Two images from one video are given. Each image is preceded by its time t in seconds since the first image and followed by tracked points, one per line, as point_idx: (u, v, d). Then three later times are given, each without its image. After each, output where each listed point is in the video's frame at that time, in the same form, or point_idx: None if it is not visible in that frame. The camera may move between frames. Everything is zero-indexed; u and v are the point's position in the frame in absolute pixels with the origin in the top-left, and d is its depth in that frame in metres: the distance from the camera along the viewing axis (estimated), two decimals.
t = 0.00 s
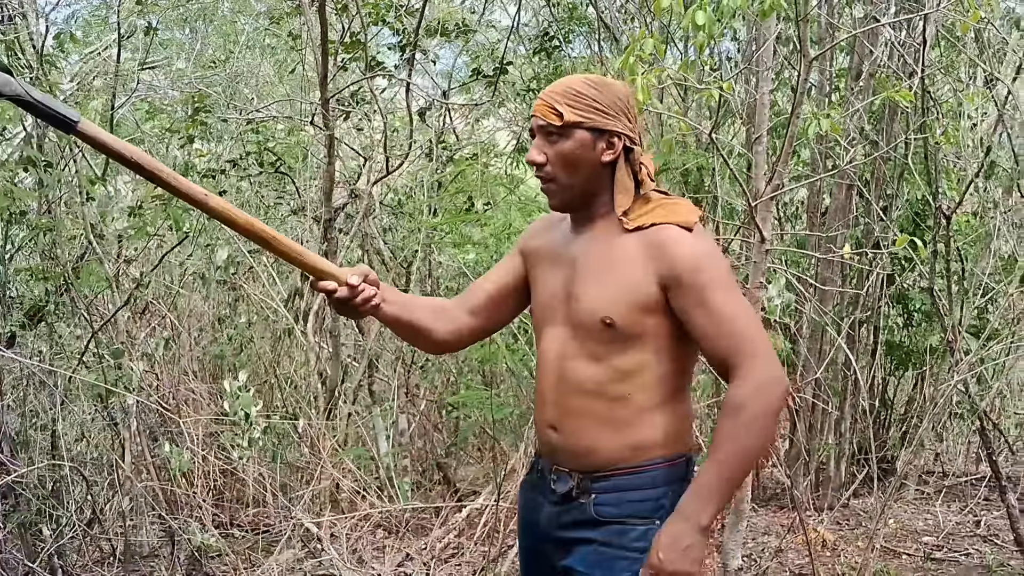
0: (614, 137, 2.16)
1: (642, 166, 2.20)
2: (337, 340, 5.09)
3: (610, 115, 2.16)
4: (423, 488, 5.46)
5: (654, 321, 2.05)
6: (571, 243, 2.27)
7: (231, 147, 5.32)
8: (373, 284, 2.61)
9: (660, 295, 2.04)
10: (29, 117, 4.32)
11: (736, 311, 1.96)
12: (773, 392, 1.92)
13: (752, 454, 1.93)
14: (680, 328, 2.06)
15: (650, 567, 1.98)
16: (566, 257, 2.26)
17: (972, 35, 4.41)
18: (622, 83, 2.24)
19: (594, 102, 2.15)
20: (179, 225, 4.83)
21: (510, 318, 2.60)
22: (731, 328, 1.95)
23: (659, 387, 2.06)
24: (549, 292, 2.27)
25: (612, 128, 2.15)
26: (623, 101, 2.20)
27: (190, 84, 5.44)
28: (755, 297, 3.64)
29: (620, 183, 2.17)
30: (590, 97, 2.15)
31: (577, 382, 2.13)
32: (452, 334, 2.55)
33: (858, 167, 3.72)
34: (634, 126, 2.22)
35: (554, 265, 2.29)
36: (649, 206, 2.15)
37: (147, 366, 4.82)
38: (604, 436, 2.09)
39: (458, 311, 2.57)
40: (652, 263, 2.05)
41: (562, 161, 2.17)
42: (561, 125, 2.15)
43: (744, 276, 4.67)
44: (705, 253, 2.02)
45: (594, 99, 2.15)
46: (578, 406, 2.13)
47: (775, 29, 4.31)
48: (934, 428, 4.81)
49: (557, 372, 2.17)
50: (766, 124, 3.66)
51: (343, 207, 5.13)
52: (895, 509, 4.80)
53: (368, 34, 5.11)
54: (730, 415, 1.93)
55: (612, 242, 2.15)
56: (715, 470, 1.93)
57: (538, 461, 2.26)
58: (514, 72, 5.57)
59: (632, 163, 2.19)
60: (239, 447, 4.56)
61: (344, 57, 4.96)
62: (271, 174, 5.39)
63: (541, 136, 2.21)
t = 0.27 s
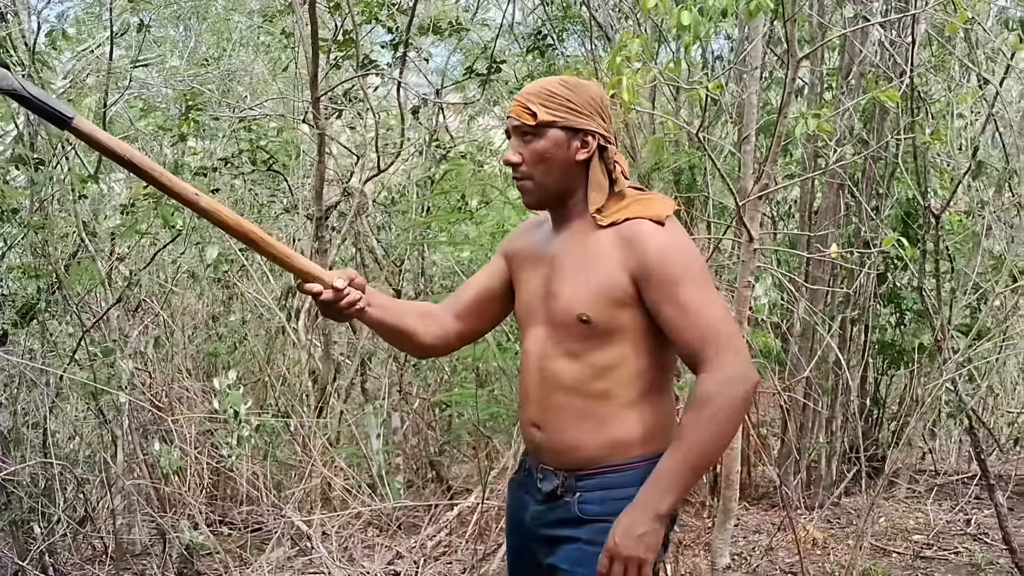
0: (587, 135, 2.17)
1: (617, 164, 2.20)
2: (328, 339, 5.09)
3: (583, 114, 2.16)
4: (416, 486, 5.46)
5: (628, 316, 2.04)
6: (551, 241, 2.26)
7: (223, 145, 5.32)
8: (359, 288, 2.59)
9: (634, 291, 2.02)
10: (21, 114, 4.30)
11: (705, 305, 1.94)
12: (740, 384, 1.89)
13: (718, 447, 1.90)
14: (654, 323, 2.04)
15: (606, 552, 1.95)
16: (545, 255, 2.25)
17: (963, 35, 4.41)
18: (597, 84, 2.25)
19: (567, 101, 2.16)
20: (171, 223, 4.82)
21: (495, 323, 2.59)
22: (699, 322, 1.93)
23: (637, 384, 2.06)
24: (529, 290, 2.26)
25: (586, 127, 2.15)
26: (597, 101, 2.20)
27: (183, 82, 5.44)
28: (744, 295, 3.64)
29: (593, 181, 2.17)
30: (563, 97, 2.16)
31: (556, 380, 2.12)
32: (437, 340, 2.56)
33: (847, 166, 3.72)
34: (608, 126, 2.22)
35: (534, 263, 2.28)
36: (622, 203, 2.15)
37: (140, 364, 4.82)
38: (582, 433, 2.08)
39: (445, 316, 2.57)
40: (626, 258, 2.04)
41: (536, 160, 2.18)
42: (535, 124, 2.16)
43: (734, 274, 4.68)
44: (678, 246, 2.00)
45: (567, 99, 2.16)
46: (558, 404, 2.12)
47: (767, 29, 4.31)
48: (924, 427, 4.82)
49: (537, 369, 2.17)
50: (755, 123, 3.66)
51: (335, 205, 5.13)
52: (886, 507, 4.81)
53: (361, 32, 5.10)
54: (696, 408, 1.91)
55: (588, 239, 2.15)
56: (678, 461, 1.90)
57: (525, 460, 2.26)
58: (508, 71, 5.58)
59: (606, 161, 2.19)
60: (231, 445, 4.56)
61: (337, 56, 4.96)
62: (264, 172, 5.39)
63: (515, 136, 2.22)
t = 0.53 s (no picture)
0: (564, 136, 2.17)
1: (594, 164, 2.21)
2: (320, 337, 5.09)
3: (560, 115, 2.17)
4: (408, 484, 5.48)
5: (605, 314, 2.05)
6: (530, 242, 2.27)
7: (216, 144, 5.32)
8: (341, 287, 2.56)
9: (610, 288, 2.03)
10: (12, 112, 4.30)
11: (681, 301, 1.95)
12: (716, 379, 1.89)
13: (695, 443, 1.90)
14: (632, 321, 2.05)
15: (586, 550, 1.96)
16: (523, 256, 2.26)
17: (952, 35, 4.42)
18: (574, 85, 2.25)
19: (545, 102, 2.16)
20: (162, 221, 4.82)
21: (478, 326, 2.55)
22: (675, 318, 1.93)
23: (615, 383, 2.06)
24: (508, 291, 2.27)
25: (564, 127, 2.16)
26: (575, 101, 2.21)
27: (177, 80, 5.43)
28: (732, 295, 3.65)
29: (570, 181, 2.18)
30: (541, 97, 2.17)
31: (535, 379, 2.13)
32: (422, 340, 2.51)
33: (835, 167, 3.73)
34: (585, 126, 2.23)
35: (513, 264, 2.29)
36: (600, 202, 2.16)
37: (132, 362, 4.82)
38: (561, 433, 2.08)
39: (428, 318, 2.53)
40: (603, 257, 2.06)
41: (514, 160, 2.18)
42: (513, 125, 2.16)
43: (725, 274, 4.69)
44: (654, 244, 2.02)
45: (545, 99, 2.17)
46: (538, 404, 2.13)
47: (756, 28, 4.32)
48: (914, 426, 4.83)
49: (517, 369, 2.17)
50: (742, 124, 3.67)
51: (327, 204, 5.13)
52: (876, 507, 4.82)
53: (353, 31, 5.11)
54: (673, 403, 1.91)
55: (565, 238, 2.16)
56: (656, 456, 1.90)
57: (506, 460, 2.26)
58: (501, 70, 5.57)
59: (583, 162, 2.20)
60: (221, 443, 4.56)
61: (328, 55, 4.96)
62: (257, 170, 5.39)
63: (493, 137, 2.22)
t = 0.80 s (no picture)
0: (553, 135, 2.17)
1: (583, 164, 2.21)
2: (315, 335, 5.11)
3: (549, 115, 2.17)
4: (405, 483, 5.49)
5: (592, 312, 2.06)
6: (518, 241, 2.28)
7: (214, 141, 5.33)
8: (329, 285, 2.56)
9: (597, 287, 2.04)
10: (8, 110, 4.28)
11: (668, 299, 1.96)
12: (703, 377, 1.90)
13: (682, 440, 1.90)
14: (618, 319, 2.06)
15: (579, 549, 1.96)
16: (511, 255, 2.27)
17: (946, 35, 4.42)
18: (564, 85, 2.26)
19: (534, 101, 2.17)
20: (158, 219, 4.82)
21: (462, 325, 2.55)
22: (662, 316, 1.94)
23: (602, 381, 2.07)
24: (497, 289, 2.28)
25: (552, 126, 2.16)
26: (565, 101, 2.21)
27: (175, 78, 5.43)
28: (723, 295, 3.65)
29: (557, 180, 2.18)
30: (531, 96, 2.17)
31: (522, 377, 2.14)
32: (409, 339, 2.51)
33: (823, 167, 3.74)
34: (575, 126, 2.23)
35: (501, 263, 2.30)
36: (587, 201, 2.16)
37: (130, 359, 4.82)
38: (548, 430, 2.09)
39: (415, 317, 2.53)
40: (589, 255, 2.06)
41: (503, 159, 2.18)
42: (502, 124, 2.16)
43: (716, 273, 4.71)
44: (641, 242, 2.02)
45: (534, 99, 2.17)
46: (524, 402, 2.14)
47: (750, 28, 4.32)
48: (908, 426, 4.84)
49: (504, 368, 2.18)
50: (734, 123, 3.69)
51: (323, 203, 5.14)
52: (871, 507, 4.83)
53: (349, 29, 5.11)
54: (659, 400, 1.91)
55: (553, 237, 2.16)
56: (644, 454, 1.90)
57: (494, 457, 2.27)
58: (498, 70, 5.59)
59: (571, 161, 2.20)
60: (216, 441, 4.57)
61: (326, 53, 4.96)
62: (254, 169, 5.39)
63: (483, 135, 2.22)
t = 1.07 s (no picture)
0: (552, 133, 2.18)
1: (578, 163, 2.23)
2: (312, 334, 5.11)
3: (548, 113, 2.18)
4: (402, 481, 5.50)
5: (581, 310, 2.06)
6: (508, 238, 2.28)
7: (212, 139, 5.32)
8: (322, 286, 2.54)
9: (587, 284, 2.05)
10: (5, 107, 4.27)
11: (657, 296, 1.96)
12: (691, 375, 1.91)
13: (670, 437, 1.91)
14: (608, 316, 2.07)
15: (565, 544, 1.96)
16: (502, 252, 2.28)
17: (941, 36, 4.43)
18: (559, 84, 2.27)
19: (533, 99, 2.17)
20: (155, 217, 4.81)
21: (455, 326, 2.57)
22: (651, 313, 1.95)
23: (590, 378, 2.07)
24: (488, 286, 2.28)
25: (551, 124, 2.17)
26: (561, 99, 2.22)
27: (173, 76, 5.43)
28: (717, 295, 3.65)
29: (552, 178, 2.19)
30: (530, 94, 2.17)
31: (512, 373, 2.14)
32: (402, 339, 2.52)
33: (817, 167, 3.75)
34: (569, 125, 2.24)
35: (491, 260, 2.30)
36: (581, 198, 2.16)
37: (127, 357, 4.82)
38: (537, 426, 2.09)
39: (409, 317, 2.53)
40: (579, 253, 2.07)
41: (503, 156, 2.18)
42: (503, 121, 2.16)
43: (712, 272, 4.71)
44: (632, 240, 2.03)
45: (534, 97, 2.17)
46: (514, 398, 2.14)
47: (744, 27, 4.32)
48: (904, 426, 4.84)
49: (494, 364, 2.19)
50: (728, 123, 3.69)
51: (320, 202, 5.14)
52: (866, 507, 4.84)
53: (346, 28, 5.12)
54: (648, 397, 1.92)
55: (543, 235, 2.17)
56: (632, 450, 1.91)
57: (483, 453, 2.27)
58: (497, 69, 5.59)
59: (567, 159, 2.21)
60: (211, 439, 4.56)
61: (324, 52, 4.96)
62: (252, 167, 5.39)
63: (482, 131, 2.21)
